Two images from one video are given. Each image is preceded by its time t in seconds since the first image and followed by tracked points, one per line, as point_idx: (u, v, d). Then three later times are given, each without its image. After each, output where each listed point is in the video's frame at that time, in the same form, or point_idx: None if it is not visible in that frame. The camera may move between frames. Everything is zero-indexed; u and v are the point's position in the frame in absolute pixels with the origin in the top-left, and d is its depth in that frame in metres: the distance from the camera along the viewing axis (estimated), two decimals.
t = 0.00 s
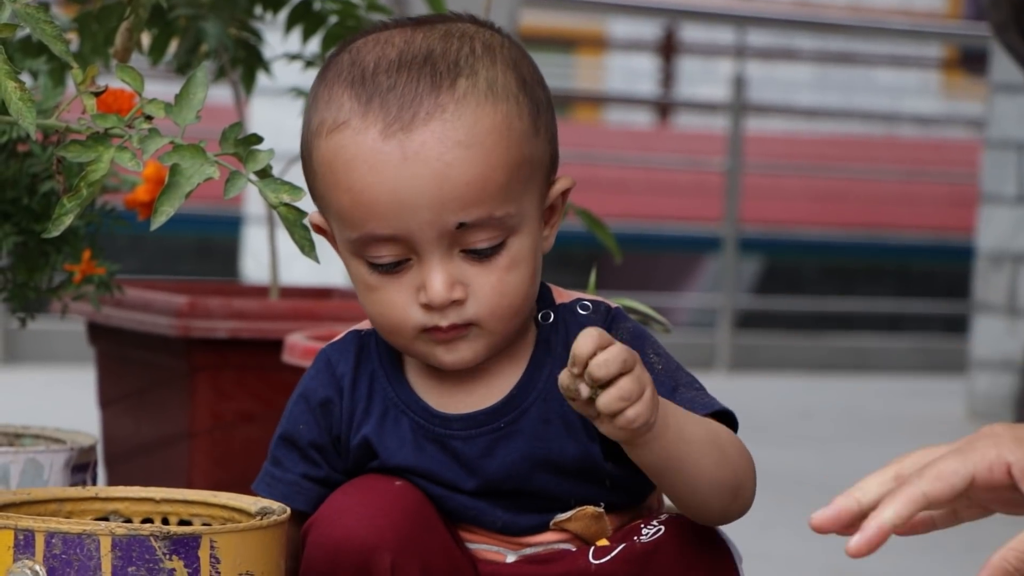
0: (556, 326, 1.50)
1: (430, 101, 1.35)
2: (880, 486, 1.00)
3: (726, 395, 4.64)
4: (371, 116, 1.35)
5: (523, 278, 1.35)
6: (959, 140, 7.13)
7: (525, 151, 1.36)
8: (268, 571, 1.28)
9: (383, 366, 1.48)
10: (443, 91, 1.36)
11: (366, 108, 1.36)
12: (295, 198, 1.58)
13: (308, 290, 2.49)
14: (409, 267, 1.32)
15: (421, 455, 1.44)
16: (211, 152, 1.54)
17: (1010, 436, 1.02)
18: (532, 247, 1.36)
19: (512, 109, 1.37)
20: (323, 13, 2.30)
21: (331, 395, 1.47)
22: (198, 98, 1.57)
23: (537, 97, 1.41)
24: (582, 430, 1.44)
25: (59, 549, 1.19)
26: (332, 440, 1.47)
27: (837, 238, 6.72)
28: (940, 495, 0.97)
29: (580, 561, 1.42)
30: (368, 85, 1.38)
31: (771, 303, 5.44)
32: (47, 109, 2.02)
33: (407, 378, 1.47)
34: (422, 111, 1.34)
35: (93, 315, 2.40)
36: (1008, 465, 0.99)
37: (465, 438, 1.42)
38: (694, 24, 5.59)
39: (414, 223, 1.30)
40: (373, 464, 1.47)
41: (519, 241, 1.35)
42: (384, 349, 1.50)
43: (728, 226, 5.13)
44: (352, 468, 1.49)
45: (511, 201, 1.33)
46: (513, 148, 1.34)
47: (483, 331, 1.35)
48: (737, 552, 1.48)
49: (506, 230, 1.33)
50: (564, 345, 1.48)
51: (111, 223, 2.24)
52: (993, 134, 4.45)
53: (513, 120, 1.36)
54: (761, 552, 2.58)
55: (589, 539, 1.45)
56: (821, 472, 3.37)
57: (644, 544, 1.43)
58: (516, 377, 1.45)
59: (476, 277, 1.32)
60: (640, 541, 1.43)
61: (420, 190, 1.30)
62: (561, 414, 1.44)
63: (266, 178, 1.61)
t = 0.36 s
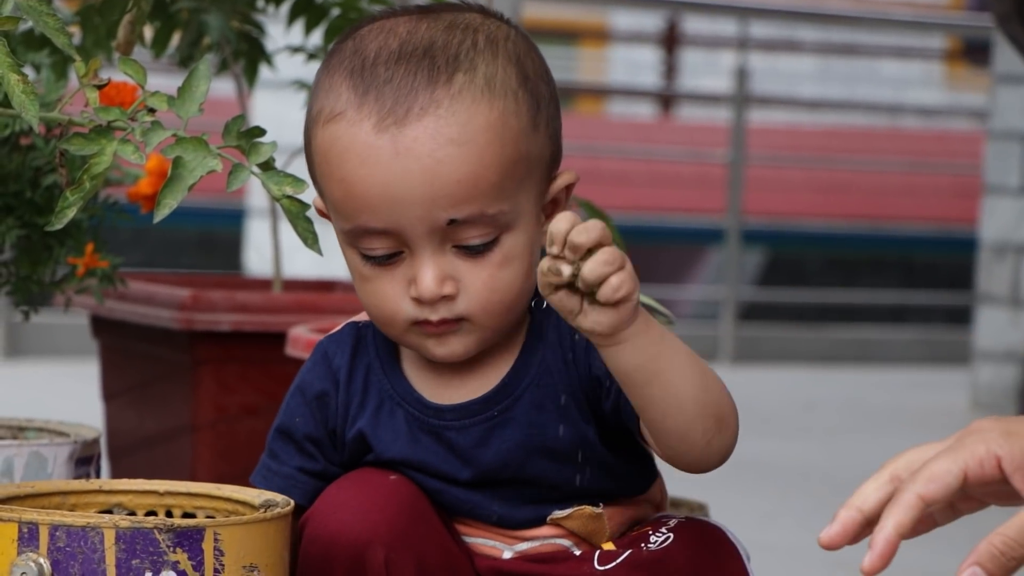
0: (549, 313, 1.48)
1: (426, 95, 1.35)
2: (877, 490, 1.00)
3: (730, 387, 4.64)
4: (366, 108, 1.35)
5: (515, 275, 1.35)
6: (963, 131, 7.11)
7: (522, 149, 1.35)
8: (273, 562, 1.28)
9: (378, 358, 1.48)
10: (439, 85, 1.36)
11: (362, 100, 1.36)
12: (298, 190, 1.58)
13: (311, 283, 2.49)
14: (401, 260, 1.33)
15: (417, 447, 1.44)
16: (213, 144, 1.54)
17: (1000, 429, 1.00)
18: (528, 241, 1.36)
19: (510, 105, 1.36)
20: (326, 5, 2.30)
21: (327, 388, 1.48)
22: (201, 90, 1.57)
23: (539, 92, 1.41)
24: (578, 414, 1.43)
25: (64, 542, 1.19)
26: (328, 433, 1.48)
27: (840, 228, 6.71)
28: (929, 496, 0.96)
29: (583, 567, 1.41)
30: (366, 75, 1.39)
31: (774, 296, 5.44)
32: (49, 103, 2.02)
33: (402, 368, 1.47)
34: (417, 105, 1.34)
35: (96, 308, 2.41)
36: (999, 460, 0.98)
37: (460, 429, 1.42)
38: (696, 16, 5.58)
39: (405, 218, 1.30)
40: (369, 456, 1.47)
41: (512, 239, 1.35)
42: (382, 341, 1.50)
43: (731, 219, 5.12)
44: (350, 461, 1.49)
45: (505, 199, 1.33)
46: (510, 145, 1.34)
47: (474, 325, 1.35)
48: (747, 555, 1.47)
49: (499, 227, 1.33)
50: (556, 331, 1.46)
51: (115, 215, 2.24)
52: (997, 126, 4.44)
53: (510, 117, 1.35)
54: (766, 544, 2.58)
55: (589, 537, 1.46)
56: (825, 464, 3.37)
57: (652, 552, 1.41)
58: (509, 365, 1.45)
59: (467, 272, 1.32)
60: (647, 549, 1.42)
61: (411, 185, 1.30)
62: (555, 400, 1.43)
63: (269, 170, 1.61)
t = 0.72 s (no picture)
0: (553, 299, 1.46)
1: (385, 97, 1.36)
2: (867, 474, 0.98)
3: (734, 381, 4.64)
4: (328, 105, 1.37)
5: (478, 283, 1.34)
6: (966, 124, 7.12)
7: (482, 156, 1.34)
8: (276, 557, 1.28)
9: (379, 351, 1.48)
10: (398, 89, 1.36)
11: (330, 98, 1.38)
12: (301, 185, 1.58)
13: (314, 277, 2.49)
14: (367, 257, 1.35)
15: (416, 437, 1.44)
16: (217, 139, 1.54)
17: (987, 412, 0.99)
18: (499, 247, 1.35)
19: (472, 111, 1.35)
20: None
21: (329, 382, 1.49)
22: (204, 85, 1.57)
23: (515, 98, 1.39)
24: (584, 399, 1.41)
25: (67, 536, 1.19)
26: (331, 426, 1.49)
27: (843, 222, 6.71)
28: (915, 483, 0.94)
29: (581, 568, 1.41)
30: (343, 72, 1.40)
31: (778, 289, 5.44)
32: (53, 97, 2.02)
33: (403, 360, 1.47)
34: (373, 106, 1.35)
35: (100, 303, 2.41)
36: (986, 442, 0.96)
37: (460, 415, 1.41)
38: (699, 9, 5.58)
39: (355, 218, 1.33)
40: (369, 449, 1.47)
41: (472, 247, 1.33)
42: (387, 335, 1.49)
43: (735, 213, 5.13)
44: (352, 454, 1.50)
45: (458, 206, 1.32)
46: (459, 153, 1.33)
47: (439, 327, 1.35)
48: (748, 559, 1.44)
49: (457, 232, 1.33)
50: (560, 314, 1.44)
51: (118, 210, 2.24)
52: (1001, 119, 4.45)
53: (467, 124, 1.34)
54: (769, 538, 2.57)
55: (588, 536, 1.44)
56: (828, 457, 3.37)
57: (651, 556, 1.40)
58: (510, 352, 1.43)
59: (425, 274, 1.33)
60: (645, 554, 1.40)
61: (355, 188, 1.32)
62: (559, 382, 1.41)
63: (273, 164, 1.61)
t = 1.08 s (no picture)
0: (552, 278, 1.46)
1: (398, 88, 1.36)
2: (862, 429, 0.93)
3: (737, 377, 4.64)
4: (340, 98, 1.37)
5: (490, 274, 1.34)
6: (968, 120, 7.11)
7: (497, 148, 1.34)
8: (279, 554, 1.28)
9: (376, 346, 1.48)
10: (413, 80, 1.36)
11: (343, 89, 1.38)
12: (303, 181, 1.58)
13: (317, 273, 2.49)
14: (377, 250, 1.34)
15: (420, 424, 1.43)
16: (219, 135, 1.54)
17: (987, 389, 0.94)
18: (510, 238, 1.35)
19: (487, 104, 1.35)
20: None
21: (327, 381, 1.48)
22: (207, 81, 1.57)
23: (528, 92, 1.39)
24: (587, 355, 1.42)
25: (70, 532, 1.19)
26: (332, 425, 1.49)
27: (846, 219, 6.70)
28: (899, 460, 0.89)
29: (580, 566, 1.42)
30: (354, 65, 1.40)
31: (780, 285, 5.43)
32: (55, 93, 2.02)
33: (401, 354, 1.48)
34: (388, 96, 1.35)
35: (103, 299, 2.41)
36: (982, 417, 0.92)
37: (463, 394, 1.41)
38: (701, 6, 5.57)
39: (368, 207, 1.32)
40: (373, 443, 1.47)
41: (484, 239, 1.34)
42: (382, 330, 1.50)
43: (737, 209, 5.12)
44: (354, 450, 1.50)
45: (471, 196, 1.32)
46: (476, 144, 1.33)
47: (451, 321, 1.34)
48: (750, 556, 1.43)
49: (469, 225, 1.33)
50: (561, 288, 1.44)
51: (120, 206, 2.24)
52: (1004, 115, 4.44)
53: (482, 116, 1.34)
54: (771, 535, 2.57)
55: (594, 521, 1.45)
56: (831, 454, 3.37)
57: (650, 554, 1.40)
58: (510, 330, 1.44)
59: (437, 266, 1.33)
60: (644, 552, 1.40)
61: (370, 176, 1.32)
62: (567, 359, 1.42)
63: (275, 161, 1.61)
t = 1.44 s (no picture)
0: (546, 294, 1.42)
1: (412, 66, 1.36)
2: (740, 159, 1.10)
3: (742, 374, 4.64)
4: (356, 83, 1.37)
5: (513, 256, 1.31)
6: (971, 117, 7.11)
7: (518, 123, 1.34)
8: (281, 551, 1.28)
9: (389, 350, 1.48)
10: (428, 58, 1.36)
11: (356, 76, 1.38)
12: (306, 179, 1.58)
13: (319, 271, 2.49)
14: (396, 237, 1.31)
15: (422, 443, 1.43)
16: (222, 133, 1.54)
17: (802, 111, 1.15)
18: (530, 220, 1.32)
19: (502, 76, 1.35)
20: None
21: (338, 381, 1.49)
22: (209, 79, 1.57)
23: (540, 71, 1.39)
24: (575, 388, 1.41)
25: (73, 530, 1.19)
26: (340, 426, 1.50)
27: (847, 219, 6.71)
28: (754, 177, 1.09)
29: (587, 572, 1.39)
30: (365, 54, 1.40)
31: (783, 282, 5.43)
32: (57, 91, 2.02)
33: (414, 359, 1.47)
34: (403, 75, 1.35)
35: (105, 297, 2.41)
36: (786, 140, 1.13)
37: (462, 425, 1.41)
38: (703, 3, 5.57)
39: (390, 187, 1.30)
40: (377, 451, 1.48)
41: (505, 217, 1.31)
42: (396, 333, 1.49)
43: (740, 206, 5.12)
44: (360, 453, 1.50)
45: (492, 170, 1.30)
46: (496, 117, 1.33)
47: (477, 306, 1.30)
48: (757, 563, 1.43)
49: (489, 201, 1.30)
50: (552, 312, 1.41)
51: (123, 204, 2.24)
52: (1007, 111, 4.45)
53: (498, 87, 1.34)
54: (773, 533, 2.56)
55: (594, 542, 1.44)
56: (834, 450, 3.37)
57: (658, 563, 1.38)
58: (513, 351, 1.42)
59: (460, 246, 1.28)
60: (652, 560, 1.38)
61: (392, 156, 1.30)
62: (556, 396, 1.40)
63: (277, 158, 1.60)
